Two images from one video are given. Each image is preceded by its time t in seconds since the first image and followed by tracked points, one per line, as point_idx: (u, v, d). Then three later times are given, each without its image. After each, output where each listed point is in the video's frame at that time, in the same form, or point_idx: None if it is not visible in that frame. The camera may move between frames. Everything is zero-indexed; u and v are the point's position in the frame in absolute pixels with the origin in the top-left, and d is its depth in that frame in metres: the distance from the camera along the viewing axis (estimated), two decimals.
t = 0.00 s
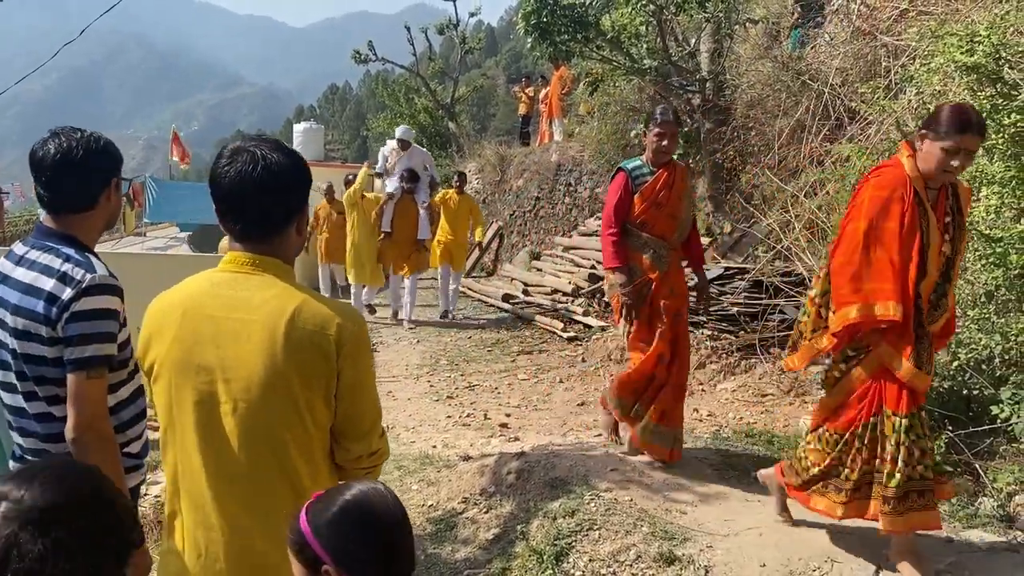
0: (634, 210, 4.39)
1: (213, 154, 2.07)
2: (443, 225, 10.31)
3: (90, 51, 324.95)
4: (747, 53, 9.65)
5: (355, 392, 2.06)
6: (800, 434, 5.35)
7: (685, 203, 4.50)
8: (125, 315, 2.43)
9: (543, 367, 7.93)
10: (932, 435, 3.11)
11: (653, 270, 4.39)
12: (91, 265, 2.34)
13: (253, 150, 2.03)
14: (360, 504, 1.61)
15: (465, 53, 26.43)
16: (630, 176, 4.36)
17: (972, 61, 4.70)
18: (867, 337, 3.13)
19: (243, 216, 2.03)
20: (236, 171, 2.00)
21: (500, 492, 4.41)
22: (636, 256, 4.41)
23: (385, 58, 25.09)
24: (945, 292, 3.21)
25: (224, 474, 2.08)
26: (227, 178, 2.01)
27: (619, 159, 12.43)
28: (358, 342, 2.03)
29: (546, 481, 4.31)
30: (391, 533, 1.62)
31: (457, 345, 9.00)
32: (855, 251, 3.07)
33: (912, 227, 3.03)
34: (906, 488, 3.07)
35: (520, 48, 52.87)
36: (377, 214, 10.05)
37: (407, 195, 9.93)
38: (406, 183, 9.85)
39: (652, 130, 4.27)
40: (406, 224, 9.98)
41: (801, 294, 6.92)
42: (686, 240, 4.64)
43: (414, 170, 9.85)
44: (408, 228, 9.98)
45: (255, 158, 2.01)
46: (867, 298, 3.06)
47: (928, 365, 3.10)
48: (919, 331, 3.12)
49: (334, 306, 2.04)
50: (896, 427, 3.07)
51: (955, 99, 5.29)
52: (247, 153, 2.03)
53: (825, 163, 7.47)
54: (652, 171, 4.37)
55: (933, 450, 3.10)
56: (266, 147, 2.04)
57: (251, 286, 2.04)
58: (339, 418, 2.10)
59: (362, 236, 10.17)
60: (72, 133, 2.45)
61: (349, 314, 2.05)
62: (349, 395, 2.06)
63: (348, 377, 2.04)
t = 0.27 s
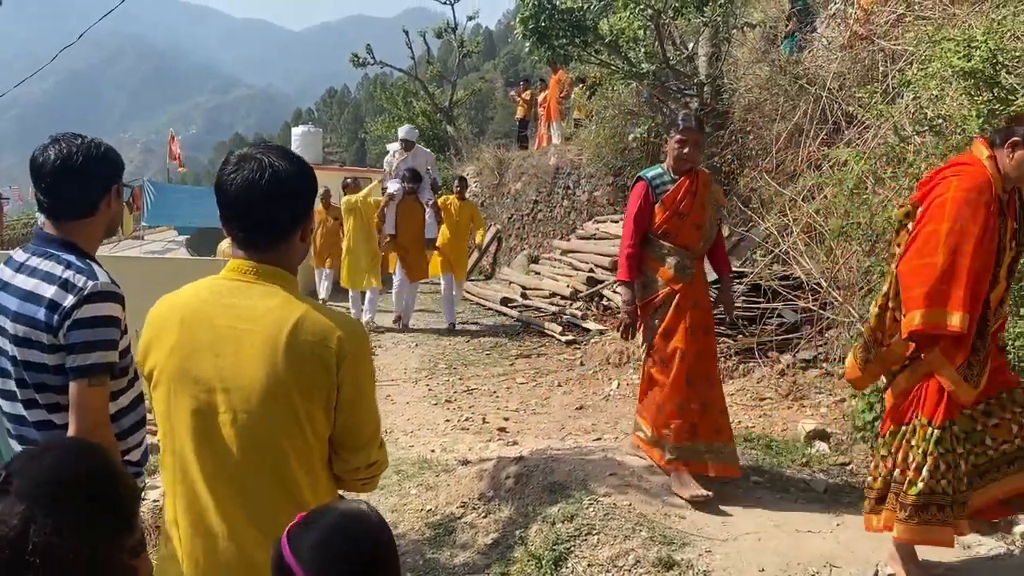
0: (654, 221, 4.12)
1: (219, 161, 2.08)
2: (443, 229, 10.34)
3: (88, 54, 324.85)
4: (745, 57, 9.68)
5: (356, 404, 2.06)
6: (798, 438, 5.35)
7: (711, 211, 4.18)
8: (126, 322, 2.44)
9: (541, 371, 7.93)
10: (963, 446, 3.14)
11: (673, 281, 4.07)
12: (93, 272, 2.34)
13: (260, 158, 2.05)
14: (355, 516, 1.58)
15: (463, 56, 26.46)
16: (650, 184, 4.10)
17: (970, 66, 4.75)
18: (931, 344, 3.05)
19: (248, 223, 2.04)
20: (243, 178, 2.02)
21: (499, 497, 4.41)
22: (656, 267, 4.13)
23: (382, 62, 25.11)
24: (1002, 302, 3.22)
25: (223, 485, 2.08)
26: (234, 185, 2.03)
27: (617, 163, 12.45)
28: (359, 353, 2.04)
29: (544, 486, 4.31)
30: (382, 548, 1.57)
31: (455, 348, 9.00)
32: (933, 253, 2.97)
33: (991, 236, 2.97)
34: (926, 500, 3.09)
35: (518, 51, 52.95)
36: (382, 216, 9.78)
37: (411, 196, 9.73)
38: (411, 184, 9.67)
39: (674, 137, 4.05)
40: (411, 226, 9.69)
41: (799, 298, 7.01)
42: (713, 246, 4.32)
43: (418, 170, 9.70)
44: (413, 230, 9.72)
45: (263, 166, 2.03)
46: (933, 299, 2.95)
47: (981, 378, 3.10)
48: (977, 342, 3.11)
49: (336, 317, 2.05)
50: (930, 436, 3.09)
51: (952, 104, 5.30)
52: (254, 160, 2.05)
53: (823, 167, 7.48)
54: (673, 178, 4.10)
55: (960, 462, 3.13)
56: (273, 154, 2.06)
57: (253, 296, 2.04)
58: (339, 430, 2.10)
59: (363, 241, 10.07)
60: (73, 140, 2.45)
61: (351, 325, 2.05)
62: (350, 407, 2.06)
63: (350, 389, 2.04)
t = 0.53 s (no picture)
0: (679, 230, 3.87)
1: (199, 167, 2.11)
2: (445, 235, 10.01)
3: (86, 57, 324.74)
4: (743, 61, 9.72)
5: (340, 407, 2.08)
6: (796, 442, 5.36)
7: (737, 218, 3.95)
8: (123, 327, 2.44)
9: (540, 375, 7.94)
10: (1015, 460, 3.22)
11: (704, 292, 3.85)
12: (90, 277, 2.34)
13: (239, 163, 2.08)
14: (353, 521, 1.61)
15: (462, 60, 26.51)
16: (674, 191, 3.85)
17: (966, 71, 4.76)
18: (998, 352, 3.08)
19: (228, 229, 2.06)
20: (220, 184, 2.04)
21: (498, 501, 4.42)
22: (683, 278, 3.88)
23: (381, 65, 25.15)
24: None
25: (209, 490, 2.10)
26: (212, 191, 2.05)
27: (615, 166, 12.47)
28: (341, 357, 2.05)
29: (543, 490, 4.32)
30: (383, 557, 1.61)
31: (454, 352, 9.01)
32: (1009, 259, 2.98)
33: None
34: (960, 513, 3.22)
35: (517, 55, 53.07)
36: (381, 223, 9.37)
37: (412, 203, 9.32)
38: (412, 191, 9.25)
39: (698, 140, 3.81)
40: (411, 234, 9.27)
41: (798, 302, 7.01)
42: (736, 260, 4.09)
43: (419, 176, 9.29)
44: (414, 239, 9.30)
45: (241, 171, 2.06)
46: (1010, 309, 2.96)
47: None
48: None
49: (317, 322, 2.06)
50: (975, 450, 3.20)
51: (950, 108, 5.31)
52: (233, 165, 2.07)
53: (820, 171, 7.49)
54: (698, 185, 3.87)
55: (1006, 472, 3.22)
56: (252, 159, 2.08)
57: (234, 303, 2.06)
58: (324, 433, 2.12)
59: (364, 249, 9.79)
60: (74, 144, 2.45)
61: (332, 329, 2.06)
62: (333, 410, 2.08)
63: (333, 393, 2.06)
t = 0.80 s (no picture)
0: (711, 237, 3.60)
1: (185, 174, 2.18)
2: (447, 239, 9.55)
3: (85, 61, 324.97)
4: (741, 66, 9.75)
5: (324, 409, 2.13)
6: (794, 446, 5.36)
7: (765, 225, 3.73)
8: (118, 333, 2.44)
9: (539, 379, 7.95)
10: None
11: (735, 304, 3.63)
12: (85, 283, 2.35)
13: (224, 167, 2.15)
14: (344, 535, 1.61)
15: (461, 64, 26.54)
16: (704, 197, 3.59)
17: (963, 76, 4.76)
18: None
19: (214, 233, 2.14)
20: (205, 189, 2.12)
21: (496, 506, 4.42)
22: (715, 288, 3.62)
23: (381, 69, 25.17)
24: None
25: (196, 491, 2.17)
26: (197, 195, 2.12)
27: (614, 171, 12.50)
28: (325, 360, 2.11)
29: (541, 494, 4.33)
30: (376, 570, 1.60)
31: (453, 356, 9.02)
32: None
33: None
34: None
35: (516, 59, 53.17)
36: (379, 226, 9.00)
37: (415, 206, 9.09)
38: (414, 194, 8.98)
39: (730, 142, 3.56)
40: (413, 238, 9.15)
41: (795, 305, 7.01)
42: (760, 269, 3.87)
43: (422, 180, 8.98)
44: (416, 242, 9.15)
45: (225, 175, 2.13)
46: None
47: None
48: None
49: (301, 325, 2.12)
50: None
51: (946, 113, 5.32)
52: (217, 170, 2.15)
53: (818, 176, 7.50)
54: (726, 190, 3.61)
55: None
56: (237, 164, 2.16)
57: (220, 306, 2.13)
58: (309, 434, 2.17)
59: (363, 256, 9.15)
60: (73, 150, 2.47)
61: (317, 332, 2.12)
62: (318, 412, 2.13)
63: (317, 395, 2.11)
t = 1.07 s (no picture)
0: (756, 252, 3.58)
1: (178, 178, 2.18)
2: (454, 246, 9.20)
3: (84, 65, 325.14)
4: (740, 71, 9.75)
5: (316, 413, 2.13)
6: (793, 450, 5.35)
7: (807, 239, 3.72)
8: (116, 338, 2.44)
9: (538, 383, 7.95)
10: None
11: (781, 322, 3.60)
12: (83, 288, 2.35)
13: (217, 171, 2.16)
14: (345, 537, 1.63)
15: (460, 68, 26.56)
16: (748, 213, 3.55)
17: (960, 81, 4.69)
18: None
19: (207, 236, 2.14)
20: (198, 192, 2.12)
21: (495, 510, 4.42)
22: (761, 305, 3.60)
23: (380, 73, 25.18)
24: None
25: (190, 496, 2.17)
26: (190, 198, 2.13)
27: (612, 175, 12.52)
28: (317, 364, 2.11)
29: (540, 498, 4.33)
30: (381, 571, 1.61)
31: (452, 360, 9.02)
32: None
33: None
34: None
35: (515, 63, 53.21)
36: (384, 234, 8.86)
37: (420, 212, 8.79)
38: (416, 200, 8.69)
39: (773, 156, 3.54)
40: (418, 246, 8.81)
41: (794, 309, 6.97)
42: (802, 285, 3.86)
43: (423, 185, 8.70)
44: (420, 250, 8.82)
45: (218, 178, 2.14)
46: None
47: None
48: None
49: (293, 329, 2.12)
50: None
51: (944, 117, 5.32)
52: (210, 173, 2.15)
53: (816, 180, 7.50)
54: (770, 203, 3.58)
55: None
56: (230, 168, 2.17)
57: (213, 310, 2.13)
58: (301, 438, 2.17)
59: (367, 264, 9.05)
60: (70, 155, 2.47)
61: (309, 335, 2.13)
62: (310, 416, 2.14)
63: (308, 399, 2.11)
